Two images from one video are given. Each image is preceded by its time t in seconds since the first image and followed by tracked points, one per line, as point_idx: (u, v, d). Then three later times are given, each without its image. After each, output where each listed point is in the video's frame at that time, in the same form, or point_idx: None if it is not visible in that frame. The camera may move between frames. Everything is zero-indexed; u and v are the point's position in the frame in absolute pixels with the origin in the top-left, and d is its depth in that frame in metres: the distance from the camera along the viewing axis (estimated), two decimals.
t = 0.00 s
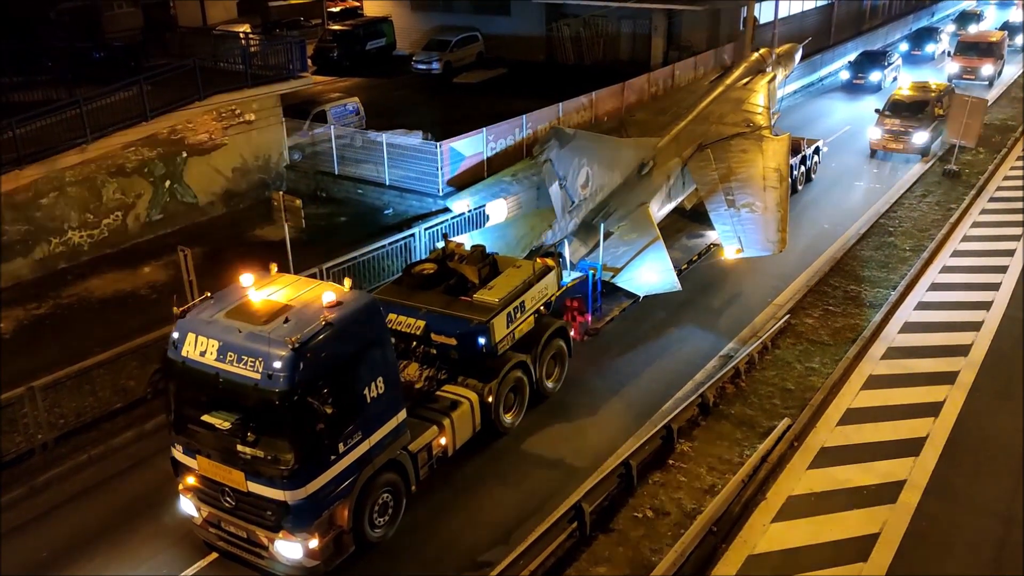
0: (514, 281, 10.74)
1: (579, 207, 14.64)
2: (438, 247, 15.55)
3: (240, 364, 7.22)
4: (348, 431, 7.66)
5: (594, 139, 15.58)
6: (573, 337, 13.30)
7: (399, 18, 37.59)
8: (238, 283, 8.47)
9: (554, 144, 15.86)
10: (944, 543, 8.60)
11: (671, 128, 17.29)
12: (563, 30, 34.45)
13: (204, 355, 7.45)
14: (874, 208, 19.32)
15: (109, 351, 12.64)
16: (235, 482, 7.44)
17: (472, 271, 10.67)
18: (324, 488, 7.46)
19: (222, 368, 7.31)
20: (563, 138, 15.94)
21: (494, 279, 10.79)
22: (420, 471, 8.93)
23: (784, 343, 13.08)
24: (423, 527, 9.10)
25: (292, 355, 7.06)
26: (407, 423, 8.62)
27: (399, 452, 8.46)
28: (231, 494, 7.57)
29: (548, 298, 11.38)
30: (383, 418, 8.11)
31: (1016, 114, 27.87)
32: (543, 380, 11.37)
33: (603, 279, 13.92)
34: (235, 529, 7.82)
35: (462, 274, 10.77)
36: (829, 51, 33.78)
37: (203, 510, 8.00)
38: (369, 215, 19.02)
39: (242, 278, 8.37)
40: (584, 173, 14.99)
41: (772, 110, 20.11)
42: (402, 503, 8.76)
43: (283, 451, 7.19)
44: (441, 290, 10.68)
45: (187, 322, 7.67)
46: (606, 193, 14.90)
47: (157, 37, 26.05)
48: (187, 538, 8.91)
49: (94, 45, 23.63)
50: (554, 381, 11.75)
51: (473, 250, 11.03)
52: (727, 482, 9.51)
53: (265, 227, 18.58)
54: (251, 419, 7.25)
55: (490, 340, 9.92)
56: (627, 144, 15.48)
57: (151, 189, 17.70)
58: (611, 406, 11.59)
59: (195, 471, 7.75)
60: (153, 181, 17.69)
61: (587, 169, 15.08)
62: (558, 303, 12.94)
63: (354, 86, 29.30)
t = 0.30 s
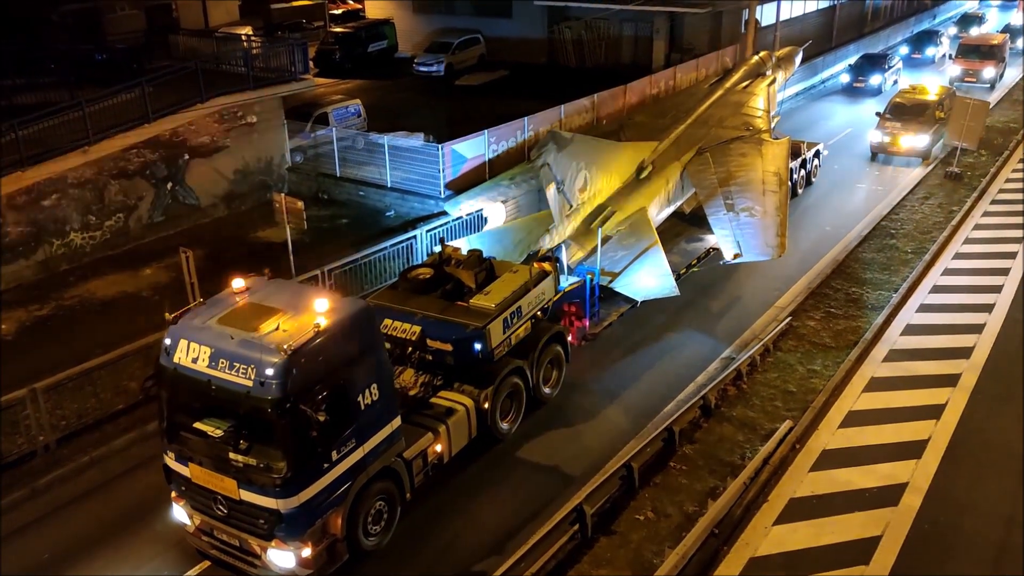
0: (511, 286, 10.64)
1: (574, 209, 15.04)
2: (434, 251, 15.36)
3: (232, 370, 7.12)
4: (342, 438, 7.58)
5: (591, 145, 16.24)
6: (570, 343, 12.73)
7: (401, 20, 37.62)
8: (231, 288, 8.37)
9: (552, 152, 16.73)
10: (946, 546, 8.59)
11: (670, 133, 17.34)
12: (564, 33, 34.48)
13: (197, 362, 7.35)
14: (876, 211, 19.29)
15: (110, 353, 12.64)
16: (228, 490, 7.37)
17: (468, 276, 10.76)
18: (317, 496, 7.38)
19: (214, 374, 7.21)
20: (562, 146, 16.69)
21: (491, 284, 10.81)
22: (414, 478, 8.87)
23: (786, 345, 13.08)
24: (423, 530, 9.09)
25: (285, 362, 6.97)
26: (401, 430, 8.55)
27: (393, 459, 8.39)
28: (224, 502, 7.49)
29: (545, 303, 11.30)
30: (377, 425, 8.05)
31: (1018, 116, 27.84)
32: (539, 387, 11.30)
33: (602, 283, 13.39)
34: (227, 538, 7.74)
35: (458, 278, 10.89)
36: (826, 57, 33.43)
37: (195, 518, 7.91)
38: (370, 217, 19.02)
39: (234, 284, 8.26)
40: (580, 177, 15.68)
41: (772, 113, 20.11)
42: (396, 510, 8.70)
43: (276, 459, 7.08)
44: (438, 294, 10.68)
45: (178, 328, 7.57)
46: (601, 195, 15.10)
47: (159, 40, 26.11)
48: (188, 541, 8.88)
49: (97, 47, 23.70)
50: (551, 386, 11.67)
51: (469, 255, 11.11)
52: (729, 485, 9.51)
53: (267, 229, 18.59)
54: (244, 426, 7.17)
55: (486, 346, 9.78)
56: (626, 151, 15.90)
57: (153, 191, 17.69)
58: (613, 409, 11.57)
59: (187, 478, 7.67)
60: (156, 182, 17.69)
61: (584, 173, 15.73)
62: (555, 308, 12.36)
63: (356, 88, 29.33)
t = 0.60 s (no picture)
0: (507, 291, 10.55)
1: (574, 214, 14.50)
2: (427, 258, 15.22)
3: (223, 378, 7.13)
4: (334, 446, 7.55)
5: (588, 147, 15.62)
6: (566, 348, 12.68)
7: (403, 22, 37.67)
8: (223, 294, 8.38)
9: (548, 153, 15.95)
10: (947, 548, 8.58)
11: (669, 135, 17.29)
12: (565, 34, 34.46)
13: (188, 369, 7.34)
14: (876, 213, 19.29)
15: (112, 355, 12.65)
16: (219, 498, 7.36)
17: (464, 280, 10.58)
18: (309, 504, 7.34)
19: (206, 382, 7.20)
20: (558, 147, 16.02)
21: (487, 289, 10.69)
22: (409, 486, 8.76)
23: (787, 346, 13.09)
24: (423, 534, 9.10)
25: (276, 369, 6.95)
26: (395, 437, 8.50)
27: (387, 467, 8.33)
28: (215, 510, 7.48)
29: (542, 308, 11.23)
30: (371, 433, 8.00)
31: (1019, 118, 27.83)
32: (536, 392, 11.20)
33: (599, 287, 13.62)
34: (219, 546, 7.72)
35: (454, 283, 10.69)
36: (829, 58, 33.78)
37: (187, 526, 7.89)
38: (371, 219, 19.04)
39: (227, 289, 8.26)
40: (580, 180, 14.92)
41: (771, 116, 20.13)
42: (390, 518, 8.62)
43: (268, 468, 7.08)
44: (433, 300, 10.53)
45: (170, 335, 7.56)
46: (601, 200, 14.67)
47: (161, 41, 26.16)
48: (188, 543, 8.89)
49: (98, 49, 23.75)
50: (548, 392, 11.56)
51: (466, 260, 10.94)
52: (730, 487, 9.51)
53: (268, 230, 18.61)
54: (236, 434, 7.13)
55: (481, 351, 9.73)
56: (624, 152, 15.42)
57: (154, 193, 17.77)
58: (614, 412, 11.58)
59: (178, 485, 7.66)
60: (157, 185, 17.75)
61: (583, 175, 15.01)
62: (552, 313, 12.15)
63: (357, 90, 29.37)
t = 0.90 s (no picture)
0: (502, 296, 10.53)
1: (571, 217, 14.53)
2: (424, 261, 15.16)
3: (213, 385, 7.06)
4: (326, 454, 7.52)
5: (586, 151, 15.78)
6: (562, 353, 12.88)
7: (403, 24, 37.72)
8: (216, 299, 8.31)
9: (545, 157, 16.01)
10: (948, 550, 8.58)
11: (667, 137, 17.27)
12: (566, 36, 34.53)
13: (178, 375, 7.30)
14: (877, 215, 19.29)
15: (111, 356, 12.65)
16: (209, 506, 7.34)
17: (460, 285, 10.55)
18: (301, 512, 7.33)
19: (196, 388, 7.16)
20: (556, 150, 16.14)
21: (482, 294, 10.66)
22: (402, 492, 8.77)
23: (788, 348, 13.10)
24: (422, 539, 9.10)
25: (266, 376, 6.89)
26: (389, 444, 8.48)
27: (380, 474, 8.32)
28: (206, 519, 7.47)
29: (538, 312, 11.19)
30: (363, 439, 7.98)
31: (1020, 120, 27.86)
32: (532, 397, 11.19)
33: (596, 292, 13.49)
34: (210, 554, 7.72)
35: (449, 287, 10.64)
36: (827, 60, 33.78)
37: (178, 534, 7.90)
38: (372, 220, 19.05)
39: (221, 294, 8.22)
40: (576, 184, 15.00)
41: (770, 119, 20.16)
42: (384, 526, 8.61)
43: (258, 476, 7.05)
44: (428, 304, 10.50)
45: (161, 341, 7.53)
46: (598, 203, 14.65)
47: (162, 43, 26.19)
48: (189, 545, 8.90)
49: (99, 51, 23.77)
50: (543, 397, 11.56)
51: (461, 264, 10.92)
52: (730, 488, 9.51)
53: (269, 232, 18.62)
54: (227, 441, 7.08)
55: (476, 357, 9.72)
56: (621, 156, 15.57)
57: (155, 194, 17.66)
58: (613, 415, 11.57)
59: (169, 493, 7.64)
60: (157, 185, 17.64)
61: (580, 179, 15.06)
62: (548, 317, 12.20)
63: (358, 92, 29.41)
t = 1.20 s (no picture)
0: (497, 300, 10.49)
1: (567, 221, 14.65)
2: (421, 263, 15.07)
3: (204, 392, 7.05)
4: (317, 461, 7.51)
5: (580, 153, 15.62)
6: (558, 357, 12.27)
7: (404, 25, 37.74)
8: (207, 304, 8.29)
9: (541, 158, 15.90)
10: (948, 551, 8.57)
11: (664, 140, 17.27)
12: (566, 37, 34.60)
13: (168, 381, 7.29)
14: (876, 216, 19.29)
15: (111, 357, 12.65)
16: (199, 514, 7.32)
17: (455, 289, 10.62)
18: (291, 520, 7.31)
19: (186, 395, 7.14)
20: (550, 152, 15.97)
21: (477, 298, 10.66)
22: (395, 499, 8.77)
23: (787, 349, 13.08)
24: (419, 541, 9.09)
25: (257, 383, 6.87)
26: (381, 450, 8.47)
27: (373, 481, 8.32)
28: (196, 527, 7.45)
29: (533, 317, 11.16)
30: (355, 446, 7.98)
31: (1020, 121, 27.86)
32: (527, 402, 11.17)
33: (591, 295, 13.21)
34: (200, 562, 7.70)
35: (444, 291, 10.75)
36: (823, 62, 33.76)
37: (168, 542, 7.87)
38: (372, 221, 19.05)
39: (210, 299, 8.16)
40: (572, 187, 15.06)
41: (768, 121, 20.19)
42: (376, 533, 8.60)
43: (248, 483, 7.02)
44: (423, 308, 10.52)
45: (150, 347, 7.51)
46: (595, 206, 14.83)
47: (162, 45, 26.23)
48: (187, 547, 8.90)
49: (100, 52, 23.81)
50: (539, 402, 11.54)
51: (456, 267, 10.96)
52: (730, 490, 9.49)
53: (269, 233, 18.62)
54: (217, 449, 7.07)
55: (470, 362, 9.67)
56: (617, 158, 15.60)
57: (155, 195, 17.73)
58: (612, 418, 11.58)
59: (158, 500, 7.62)
60: (158, 186, 17.71)
61: (576, 182, 15.11)
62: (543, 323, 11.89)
63: (358, 93, 29.43)
